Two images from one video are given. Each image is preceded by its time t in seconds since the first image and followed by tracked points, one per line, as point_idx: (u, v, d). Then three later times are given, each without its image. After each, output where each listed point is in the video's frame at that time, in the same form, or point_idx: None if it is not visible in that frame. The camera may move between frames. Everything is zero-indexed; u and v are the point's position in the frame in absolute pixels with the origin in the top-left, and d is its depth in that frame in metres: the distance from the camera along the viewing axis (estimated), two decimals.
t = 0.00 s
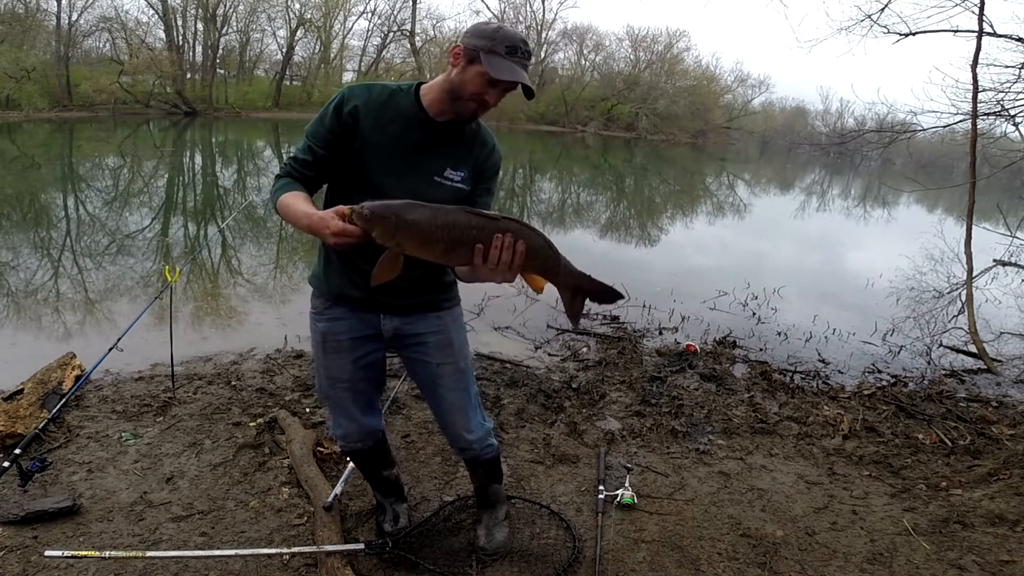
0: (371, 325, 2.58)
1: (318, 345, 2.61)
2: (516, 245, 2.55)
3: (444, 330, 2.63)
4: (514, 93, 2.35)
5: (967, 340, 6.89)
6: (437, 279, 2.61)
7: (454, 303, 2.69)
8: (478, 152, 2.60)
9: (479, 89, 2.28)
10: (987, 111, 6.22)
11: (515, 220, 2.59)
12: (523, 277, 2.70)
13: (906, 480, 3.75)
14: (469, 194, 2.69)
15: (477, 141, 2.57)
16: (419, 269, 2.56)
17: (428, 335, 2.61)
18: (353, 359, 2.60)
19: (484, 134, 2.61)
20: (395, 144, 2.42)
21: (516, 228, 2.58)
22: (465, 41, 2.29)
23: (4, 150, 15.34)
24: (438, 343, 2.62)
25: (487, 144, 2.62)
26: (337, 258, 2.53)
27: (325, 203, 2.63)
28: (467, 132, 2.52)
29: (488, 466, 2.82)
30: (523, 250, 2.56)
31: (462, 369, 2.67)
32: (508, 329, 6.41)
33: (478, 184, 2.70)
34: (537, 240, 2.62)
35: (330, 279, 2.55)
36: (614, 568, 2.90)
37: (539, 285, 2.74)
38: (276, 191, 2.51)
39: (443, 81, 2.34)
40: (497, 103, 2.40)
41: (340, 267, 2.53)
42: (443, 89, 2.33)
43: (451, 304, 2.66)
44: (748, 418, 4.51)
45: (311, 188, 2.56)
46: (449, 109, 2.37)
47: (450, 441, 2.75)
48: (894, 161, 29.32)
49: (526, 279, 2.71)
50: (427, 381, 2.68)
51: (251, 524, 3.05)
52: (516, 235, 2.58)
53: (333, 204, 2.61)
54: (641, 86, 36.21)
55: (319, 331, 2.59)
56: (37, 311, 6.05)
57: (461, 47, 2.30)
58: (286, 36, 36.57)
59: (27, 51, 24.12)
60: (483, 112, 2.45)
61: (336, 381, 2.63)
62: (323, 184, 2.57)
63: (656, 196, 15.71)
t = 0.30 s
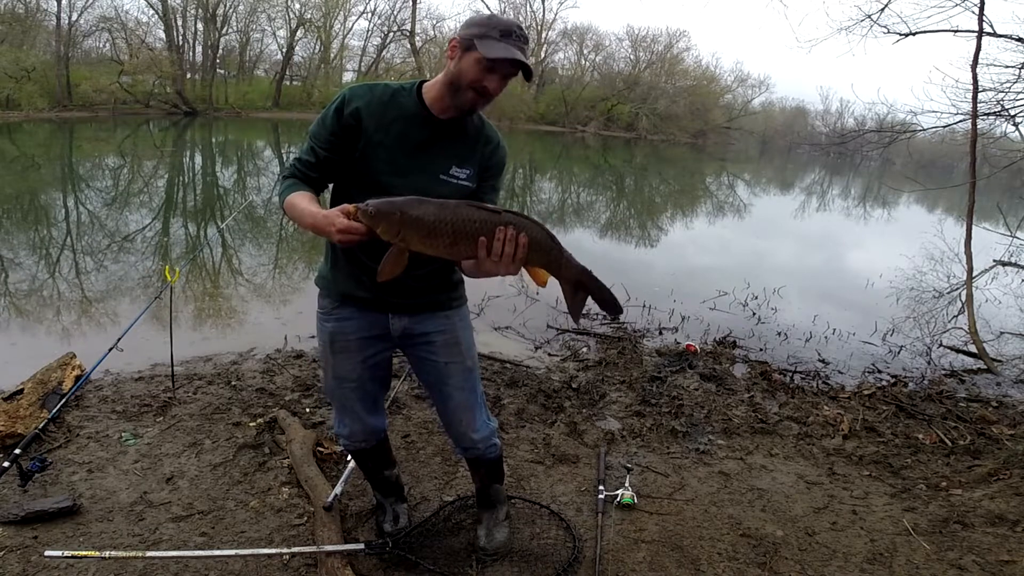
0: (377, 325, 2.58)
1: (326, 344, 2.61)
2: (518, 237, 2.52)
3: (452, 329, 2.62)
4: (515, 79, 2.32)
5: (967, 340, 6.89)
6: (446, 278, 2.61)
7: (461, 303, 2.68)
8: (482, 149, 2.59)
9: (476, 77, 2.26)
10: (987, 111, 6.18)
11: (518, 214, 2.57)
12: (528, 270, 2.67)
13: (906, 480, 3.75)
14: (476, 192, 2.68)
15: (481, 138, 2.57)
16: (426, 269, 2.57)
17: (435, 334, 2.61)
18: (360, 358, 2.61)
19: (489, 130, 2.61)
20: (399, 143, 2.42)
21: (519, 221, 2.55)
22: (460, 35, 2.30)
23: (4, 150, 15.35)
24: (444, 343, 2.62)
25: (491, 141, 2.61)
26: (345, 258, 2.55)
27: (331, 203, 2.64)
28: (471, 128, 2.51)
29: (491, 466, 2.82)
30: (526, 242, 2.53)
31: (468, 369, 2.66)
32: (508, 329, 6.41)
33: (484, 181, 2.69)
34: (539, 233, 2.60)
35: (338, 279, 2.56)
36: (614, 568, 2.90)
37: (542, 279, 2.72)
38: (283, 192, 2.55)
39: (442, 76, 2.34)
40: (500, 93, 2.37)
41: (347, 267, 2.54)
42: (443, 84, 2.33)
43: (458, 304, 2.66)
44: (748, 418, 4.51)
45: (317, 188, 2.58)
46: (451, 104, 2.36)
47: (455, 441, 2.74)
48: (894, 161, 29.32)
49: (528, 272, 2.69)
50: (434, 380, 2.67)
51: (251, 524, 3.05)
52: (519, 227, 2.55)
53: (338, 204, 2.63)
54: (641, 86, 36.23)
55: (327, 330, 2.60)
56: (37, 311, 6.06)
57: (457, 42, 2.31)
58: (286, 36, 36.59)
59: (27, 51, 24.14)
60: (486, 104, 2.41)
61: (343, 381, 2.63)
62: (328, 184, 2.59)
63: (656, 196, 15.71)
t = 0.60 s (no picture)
0: (382, 326, 2.58)
1: (331, 343, 2.61)
2: (525, 232, 2.52)
3: (458, 330, 2.62)
4: (496, 53, 2.31)
5: (967, 340, 6.88)
6: (452, 278, 2.61)
7: (468, 304, 2.68)
8: (484, 143, 2.58)
9: (458, 55, 2.27)
10: (987, 111, 6.19)
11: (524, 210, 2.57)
12: (534, 264, 2.68)
13: (906, 480, 3.75)
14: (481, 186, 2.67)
15: (482, 132, 2.56)
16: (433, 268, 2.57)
17: (440, 334, 2.60)
18: (364, 358, 2.60)
19: (490, 123, 2.60)
20: (398, 141, 2.42)
21: (525, 216, 2.56)
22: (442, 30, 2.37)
23: (4, 150, 15.36)
24: (450, 344, 2.61)
25: (492, 134, 2.60)
26: (352, 259, 2.55)
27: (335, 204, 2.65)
28: (470, 122, 2.50)
29: (493, 467, 2.82)
30: (532, 237, 2.53)
31: (473, 370, 2.66)
32: (508, 329, 6.41)
33: (488, 176, 2.68)
34: (545, 228, 2.60)
35: (343, 280, 2.56)
36: (614, 568, 2.90)
37: (549, 273, 2.73)
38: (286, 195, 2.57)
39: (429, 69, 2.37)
40: (489, 75, 2.35)
41: (353, 269, 2.55)
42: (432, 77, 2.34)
43: (464, 305, 2.65)
44: (748, 418, 4.51)
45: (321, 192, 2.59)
46: (443, 95, 2.35)
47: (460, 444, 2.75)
48: (895, 161, 29.31)
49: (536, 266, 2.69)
50: (440, 380, 2.68)
51: (251, 524, 3.05)
52: (525, 223, 2.55)
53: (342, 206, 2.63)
54: (641, 86, 36.23)
55: (332, 330, 2.59)
56: (37, 311, 6.06)
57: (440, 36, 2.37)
58: (286, 36, 36.59)
59: (27, 51, 24.13)
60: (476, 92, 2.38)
61: (347, 380, 2.63)
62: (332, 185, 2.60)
63: (656, 196, 15.71)
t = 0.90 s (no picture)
0: (382, 324, 2.59)
1: (331, 340, 2.61)
2: (524, 245, 2.54)
3: (457, 330, 2.61)
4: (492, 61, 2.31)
5: (967, 340, 6.89)
6: (452, 277, 2.61)
7: (469, 304, 2.68)
8: (481, 139, 2.56)
9: (453, 66, 2.27)
10: (987, 111, 6.20)
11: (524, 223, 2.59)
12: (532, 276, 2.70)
13: (905, 480, 3.75)
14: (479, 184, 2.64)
15: (477, 128, 2.54)
16: (435, 267, 2.57)
17: (439, 333, 2.60)
18: (364, 355, 2.60)
19: (486, 120, 2.58)
20: (391, 139, 2.42)
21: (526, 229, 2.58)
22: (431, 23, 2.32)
23: (4, 150, 15.35)
24: (450, 343, 2.61)
25: (489, 130, 2.57)
26: (354, 260, 2.54)
27: (335, 207, 2.66)
28: (465, 119, 2.50)
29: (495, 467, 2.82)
30: (531, 250, 2.55)
31: (473, 369, 2.65)
32: (508, 329, 6.41)
33: (487, 174, 2.64)
34: (545, 241, 2.61)
35: (344, 279, 2.56)
36: (614, 568, 2.90)
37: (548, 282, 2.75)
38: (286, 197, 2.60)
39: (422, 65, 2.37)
40: (483, 77, 2.36)
41: (355, 268, 2.54)
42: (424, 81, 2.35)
43: (465, 305, 2.65)
44: (748, 418, 4.51)
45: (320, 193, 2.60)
46: (437, 97, 2.37)
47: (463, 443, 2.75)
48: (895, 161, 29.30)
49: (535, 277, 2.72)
50: (440, 380, 2.68)
51: (251, 524, 3.05)
52: (526, 236, 2.57)
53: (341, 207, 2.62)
54: (641, 86, 36.22)
55: (333, 327, 2.60)
56: (38, 311, 6.06)
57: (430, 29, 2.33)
58: (286, 36, 36.57)
59: (27, 51, 24.12)
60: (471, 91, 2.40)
61: (347, 377, 2.63)
62: (330, 186, 2.62)
63: (656, 196, 15.71)
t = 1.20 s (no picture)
0: (372, 321, 2.60)
1: (321, 338, 2.63)
2: (516, 268, 2.63)
3: (442, 318, 2.62)
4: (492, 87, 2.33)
5: (967, 340, 6.89)
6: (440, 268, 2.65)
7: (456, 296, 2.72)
8: (472, 147, 2.57)
9: (447, 87, 2.26)
10: (987, 111, 6.17)
11: (518, 246, 2.69)
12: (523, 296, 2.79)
13: (906, 480, 3.75)
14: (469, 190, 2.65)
15: (468, 136, 2.55)
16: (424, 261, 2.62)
17: (426, 321, 2.61)
18: (353, 351, 2.61)
19: (477, 127, 2.59)
20: (382, 148, 2.42)
21: (519, 251, 2.68)
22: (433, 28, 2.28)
23: (4, 150, 15.35)
24: (433, 330, 2.60)
25: (480, 138, 2.59)
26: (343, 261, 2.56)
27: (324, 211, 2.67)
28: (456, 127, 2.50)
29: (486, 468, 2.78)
30: (523, 272, 2.65)
31: (458, 356, 2.61)
32: (508, 329, 6.40)
33: (477, 180, 2.65)
34: (535, 263, 2.71)
35: (333, 277, 2.59)
36: (614, 568, 2.90)
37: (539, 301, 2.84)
38: (276, 202, 2.61)
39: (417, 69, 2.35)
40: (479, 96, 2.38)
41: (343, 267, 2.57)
42: (419, 91, 2.34)
43: (452, 296, 2.69)
44: (748, 418, 4.51)
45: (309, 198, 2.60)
46: (432, 108, 2.37)
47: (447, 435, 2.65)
48: (895, 161, 29.30)
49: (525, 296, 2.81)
50: (425, 371, 2.63)
51: (251, 524, 3.05)
52: (518, 258, 2.67)
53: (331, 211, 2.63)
54: (641, 86, 36.19)
55: (323, 324, 2.62)
56: (38, 311, 6.06)
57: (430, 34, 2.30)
58: (286, 36, 36.57)
59: (27, 51, 24.11)
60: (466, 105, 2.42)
61: (338, 374, 2.64)
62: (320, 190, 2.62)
63: (656, 196, 15.71)
